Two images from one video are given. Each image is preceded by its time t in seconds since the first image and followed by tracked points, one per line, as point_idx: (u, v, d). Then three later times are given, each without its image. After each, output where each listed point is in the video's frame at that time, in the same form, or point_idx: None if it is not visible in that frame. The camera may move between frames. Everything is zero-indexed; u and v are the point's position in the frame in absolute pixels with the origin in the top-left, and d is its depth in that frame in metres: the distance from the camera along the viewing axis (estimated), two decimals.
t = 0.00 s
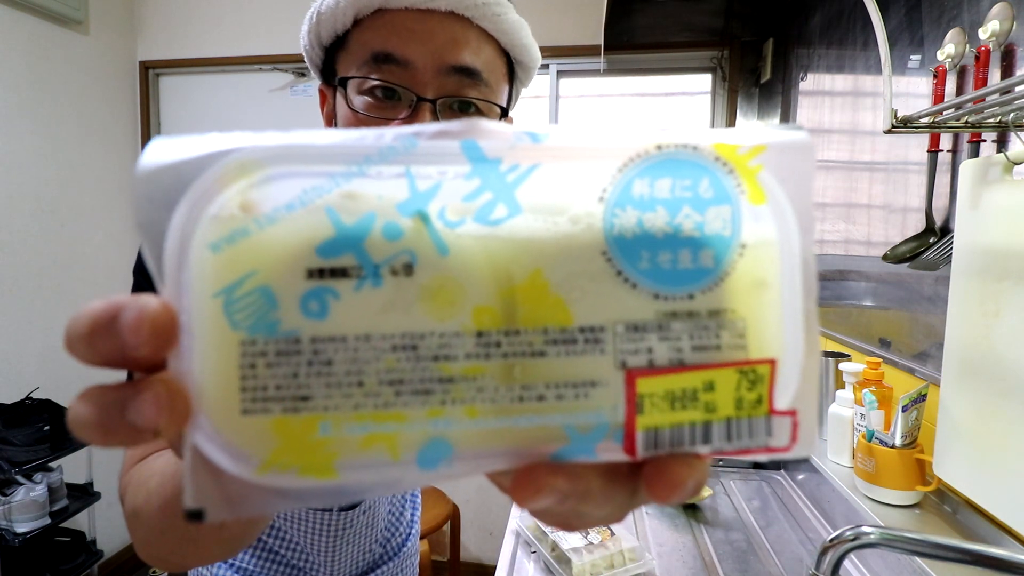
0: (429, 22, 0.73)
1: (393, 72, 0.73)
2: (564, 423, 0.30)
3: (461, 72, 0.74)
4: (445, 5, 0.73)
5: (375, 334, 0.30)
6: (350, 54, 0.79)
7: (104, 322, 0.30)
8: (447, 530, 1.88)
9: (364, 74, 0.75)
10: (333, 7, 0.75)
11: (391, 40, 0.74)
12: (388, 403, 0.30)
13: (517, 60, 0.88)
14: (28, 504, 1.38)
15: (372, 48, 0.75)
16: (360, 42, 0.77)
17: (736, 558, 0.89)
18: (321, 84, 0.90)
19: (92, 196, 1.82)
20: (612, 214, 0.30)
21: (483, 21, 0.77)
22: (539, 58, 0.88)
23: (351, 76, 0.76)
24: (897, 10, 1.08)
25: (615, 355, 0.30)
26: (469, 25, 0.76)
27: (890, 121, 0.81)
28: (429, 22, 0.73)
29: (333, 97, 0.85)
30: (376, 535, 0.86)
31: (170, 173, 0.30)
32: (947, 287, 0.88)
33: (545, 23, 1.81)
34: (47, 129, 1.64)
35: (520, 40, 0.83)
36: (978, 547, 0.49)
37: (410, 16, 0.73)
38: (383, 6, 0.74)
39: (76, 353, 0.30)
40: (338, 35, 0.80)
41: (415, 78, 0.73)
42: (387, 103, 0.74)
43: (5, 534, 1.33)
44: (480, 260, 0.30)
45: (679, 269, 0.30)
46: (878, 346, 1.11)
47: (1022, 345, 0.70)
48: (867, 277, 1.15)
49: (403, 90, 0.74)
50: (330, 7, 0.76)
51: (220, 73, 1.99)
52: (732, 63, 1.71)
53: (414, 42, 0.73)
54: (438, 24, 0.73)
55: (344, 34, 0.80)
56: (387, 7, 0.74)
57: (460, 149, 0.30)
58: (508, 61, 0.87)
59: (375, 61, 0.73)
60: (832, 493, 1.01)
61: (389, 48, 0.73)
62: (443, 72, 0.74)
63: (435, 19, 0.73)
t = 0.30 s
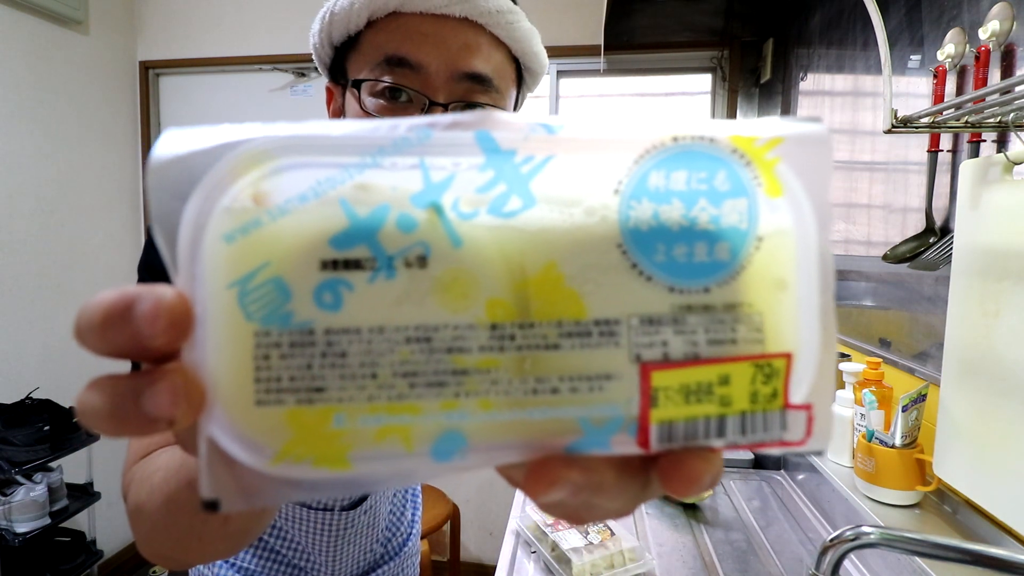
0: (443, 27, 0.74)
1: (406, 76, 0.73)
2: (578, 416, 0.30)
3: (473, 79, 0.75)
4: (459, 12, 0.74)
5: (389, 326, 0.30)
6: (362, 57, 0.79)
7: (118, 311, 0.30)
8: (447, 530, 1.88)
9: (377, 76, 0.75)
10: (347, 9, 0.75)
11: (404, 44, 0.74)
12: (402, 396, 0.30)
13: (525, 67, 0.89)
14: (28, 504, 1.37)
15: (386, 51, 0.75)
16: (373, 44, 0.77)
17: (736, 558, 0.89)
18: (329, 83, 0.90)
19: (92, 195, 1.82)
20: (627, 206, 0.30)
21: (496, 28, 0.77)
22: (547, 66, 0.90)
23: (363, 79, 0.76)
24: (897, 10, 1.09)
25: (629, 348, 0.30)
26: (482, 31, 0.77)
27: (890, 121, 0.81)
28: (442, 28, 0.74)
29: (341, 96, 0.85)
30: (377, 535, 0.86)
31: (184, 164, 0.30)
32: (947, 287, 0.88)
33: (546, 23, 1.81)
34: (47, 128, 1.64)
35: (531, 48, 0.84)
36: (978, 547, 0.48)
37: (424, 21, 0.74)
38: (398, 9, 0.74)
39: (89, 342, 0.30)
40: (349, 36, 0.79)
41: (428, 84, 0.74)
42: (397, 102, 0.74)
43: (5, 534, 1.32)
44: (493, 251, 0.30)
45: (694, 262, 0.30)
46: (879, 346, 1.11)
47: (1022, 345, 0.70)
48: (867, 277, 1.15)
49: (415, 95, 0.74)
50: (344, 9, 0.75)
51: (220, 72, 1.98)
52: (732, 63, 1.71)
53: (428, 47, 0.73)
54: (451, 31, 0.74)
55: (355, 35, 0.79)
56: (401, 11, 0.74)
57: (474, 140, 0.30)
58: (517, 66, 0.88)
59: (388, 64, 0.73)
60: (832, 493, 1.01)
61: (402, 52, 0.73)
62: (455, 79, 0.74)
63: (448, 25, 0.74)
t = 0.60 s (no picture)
0: (447, 27, 0.74)
1: (409, 77, 0.72)
2: (584, 404, 0.30)
3: (476, 80, 0.75)
4: (463, 13, 0.74)
5: (393, 311, 0.29)
6: (366, 58, 0.79)
7: (119, 295, 0.29)
8: (447, 530, 1.87)
9: (380, 77, 0.73)
10: (352, 10, 0.75)
11: (408, 45, 0.74)
12: (406, 381, 0.30)
13: (529, 68, 0.89)
14: (28, 505, 1.37)
15: (390, 52, 0.75)
16: (377, 46, 0.77)
17: (736, 558, 0.89)
18: (333, 83, 0.91)
19: (92, 195, 1.81)
20: (635, 190, 0.30)
21: (500, 29, 0.77)
22: (550, 67, 0.90)
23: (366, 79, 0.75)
24: (897, 11, 1.09)
25: (637, 335, 0.30)
26: (486, 32, 0.77)
27: (890, 121, 0.81)
28: (446, 28, 0.74)
29: (345, 96, 0.85)
30: (379, 534, 0.86)
31: (184, 148, 0.30)
32: (947, 287, 0.88)
33: (546, 24, 1.81)
34: (47, 128, 1.64)
35: (534, 49, 0.84)
36: (978, 547, 0.48)
37: (428, 22, 0.74)
38: (403, 9, 0.74)
39: (89, 327, 0.30)
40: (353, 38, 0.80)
41: (432, 83, 0.73)
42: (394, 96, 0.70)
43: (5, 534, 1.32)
44: (498, 236, 0.30)
45: (703, 248, 0.30)
46: (878, 347, 1.11)
47: (1022, 345, 0.70)
48: (866, 276, 1.15)
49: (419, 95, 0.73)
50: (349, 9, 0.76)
51: (220, 72, 1.98)
52: (732, 63, 1.71)
53: (431, 47, 0.73)
54: (455, 31, 0.74)
55: (360, 36, 0.80)
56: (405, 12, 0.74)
57: (480, 123, 0.30)
58: (520, 68, 0.88)
59: (392, 64, 0.72)
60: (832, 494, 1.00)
61: (406, 52, 0.73)
62: (459, 79, 0.74)
63: (452, 25, 0.74)
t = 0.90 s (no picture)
0: (447, 27, 0.74)
1: (408, 77, 0.72)
2: (578, 407, 0.30)
3: (476, 79, 0.75)
4: (463, 13, 0.74)
5: (385, 311, 0.29)
6: (366, 58, 0.79)
7: (113, 292, 0.30)
8: (447, 530, 1.87)
9: (379, 77, 0.73)
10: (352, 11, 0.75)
11: (408, 45, 0.74)
12: (398, 382, 0.30)
13: (530, 67, 0.89)
14: (28, 505, 1.37)
15: (389, 52, 0.75)
16: (377, 46, 0.77)
17: (736, 558, 0.89)
18: (334, 82, 0.91)
19: (92, 195, 1.81)
20: (632, 192, 0.30)
21: (499, 29, 0.77)
22: (551, 66, 0.90)
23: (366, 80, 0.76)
24: (897, 10, 1.09)
25: (632, 338, 0.30)
26: (485, 32, 0.77)
27: (890, 121, 0.81)
28: (446, 28, 0.74)
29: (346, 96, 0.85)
30: (380, 534, 0.86)
31: (182, 146, 0.30)
32: (947, 287, 0.88)
33: (546, 24, 1.81)
34: (47, 128, 1.64)
35: (534, 48, 0.84)
36: (978, 547, 0.48)
37: (427, 22, 0.74)
38: (402, 9, 0.74)
39: (83, 324, 0.30)
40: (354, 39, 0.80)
41: (432, 83, 0.73)
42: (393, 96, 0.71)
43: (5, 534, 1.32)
44: (493, 238, 0.30)
45: (700, 251, 0.30)
46: (879, 346, 1.11)
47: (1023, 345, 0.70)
48: (866, 276, 1.15)
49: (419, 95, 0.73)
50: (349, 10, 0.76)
51: (220, 72, 1.98)
52: (732, 63, 1.71)
53: (430, 47, 0.73)
54: (454, 31, 0.74)
55: (360, 35, 0.80)
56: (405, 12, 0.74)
57: (477, 123, 0.30)
58: (520, 67, 0.88)
59: (391, 64, 0.72)
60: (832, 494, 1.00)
61: (405, 53, 0.73)
62: (458, 79, 0.74)
63: (452, 25, 0.74)
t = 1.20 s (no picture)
0: (447, 27, 0.74)
1: (408, 77, 0.72)
2: (577, 412, 0.30)
3: (476, 79, 0.75)
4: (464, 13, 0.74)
5: (384, 315, 0.29)
6: (367, 59, 0.79)
7: (112, 294, 0.30)
8: (447, 530, 1.87)
9: (379, 77, 0.73)
10: (354, 11, 0.75)
11: (409, 45, 0.74)
12: (396, 387, 0.30)
13: (530, 68, 0.89)
14: (28, 505, 1.37)
15: (390, 52, 0.75)
16: (378, 46, 0.77)
17: (736, 558, 0.89)
18: (335, 83, 0.91)
19: (92, 195, 1.81)
20: (633, 195, 0.30)
21: (500, 29, 0.77)
22: (552, 66, 0.90)
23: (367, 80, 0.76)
24: (897, 10, 1.09)
25: (633, 343, 0.30)
26: (485, 32, 0.77)
27: (890, 121, 0.81)
28: (446, 28, 0.74)
29: (347, 97, 0.85)
30: (381, 534, 0.86)
31: (181, 147, 0.30)
32: (947, 287, 0.88)
33: (545, 24, 1.81)
34: (47, 128, 1.64)
35: (534, 48, 0.83)
36: (978, 547, 0.48)
37: (428, 22, 0.74)
38: (403, 10, 0.74)
39: (82, 324, 0.30)
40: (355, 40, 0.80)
41: (433, 83, 0.73)
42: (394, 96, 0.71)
43: (5, 534, 1.32)
44: (492, 241, 0.30)
45: (702, 255, 0.30)
46: (879, 347, 1.11)
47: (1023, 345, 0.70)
48: (867, 276, 1.15)
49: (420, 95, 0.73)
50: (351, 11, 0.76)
51: (220, 72, 1.98)
52: (732, 63, 1.71)
53: (431, 48, 0.73)
54: (455, 31, 0.74)
55: (360, 36, 0.80)
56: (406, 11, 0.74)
57: (477, 125, 0.30)
58: (521, 68, 0.88)
59: (391, 64, 0.72)
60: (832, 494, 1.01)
61: (406, 53, 0.73)
62: (459, 79, 0.74)
63: (452, 26, 0.74)
